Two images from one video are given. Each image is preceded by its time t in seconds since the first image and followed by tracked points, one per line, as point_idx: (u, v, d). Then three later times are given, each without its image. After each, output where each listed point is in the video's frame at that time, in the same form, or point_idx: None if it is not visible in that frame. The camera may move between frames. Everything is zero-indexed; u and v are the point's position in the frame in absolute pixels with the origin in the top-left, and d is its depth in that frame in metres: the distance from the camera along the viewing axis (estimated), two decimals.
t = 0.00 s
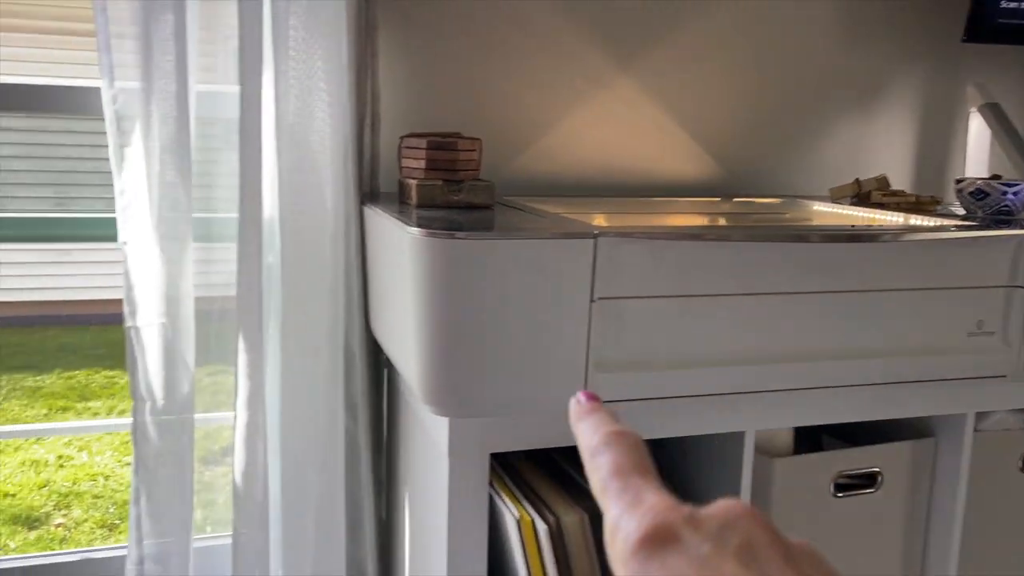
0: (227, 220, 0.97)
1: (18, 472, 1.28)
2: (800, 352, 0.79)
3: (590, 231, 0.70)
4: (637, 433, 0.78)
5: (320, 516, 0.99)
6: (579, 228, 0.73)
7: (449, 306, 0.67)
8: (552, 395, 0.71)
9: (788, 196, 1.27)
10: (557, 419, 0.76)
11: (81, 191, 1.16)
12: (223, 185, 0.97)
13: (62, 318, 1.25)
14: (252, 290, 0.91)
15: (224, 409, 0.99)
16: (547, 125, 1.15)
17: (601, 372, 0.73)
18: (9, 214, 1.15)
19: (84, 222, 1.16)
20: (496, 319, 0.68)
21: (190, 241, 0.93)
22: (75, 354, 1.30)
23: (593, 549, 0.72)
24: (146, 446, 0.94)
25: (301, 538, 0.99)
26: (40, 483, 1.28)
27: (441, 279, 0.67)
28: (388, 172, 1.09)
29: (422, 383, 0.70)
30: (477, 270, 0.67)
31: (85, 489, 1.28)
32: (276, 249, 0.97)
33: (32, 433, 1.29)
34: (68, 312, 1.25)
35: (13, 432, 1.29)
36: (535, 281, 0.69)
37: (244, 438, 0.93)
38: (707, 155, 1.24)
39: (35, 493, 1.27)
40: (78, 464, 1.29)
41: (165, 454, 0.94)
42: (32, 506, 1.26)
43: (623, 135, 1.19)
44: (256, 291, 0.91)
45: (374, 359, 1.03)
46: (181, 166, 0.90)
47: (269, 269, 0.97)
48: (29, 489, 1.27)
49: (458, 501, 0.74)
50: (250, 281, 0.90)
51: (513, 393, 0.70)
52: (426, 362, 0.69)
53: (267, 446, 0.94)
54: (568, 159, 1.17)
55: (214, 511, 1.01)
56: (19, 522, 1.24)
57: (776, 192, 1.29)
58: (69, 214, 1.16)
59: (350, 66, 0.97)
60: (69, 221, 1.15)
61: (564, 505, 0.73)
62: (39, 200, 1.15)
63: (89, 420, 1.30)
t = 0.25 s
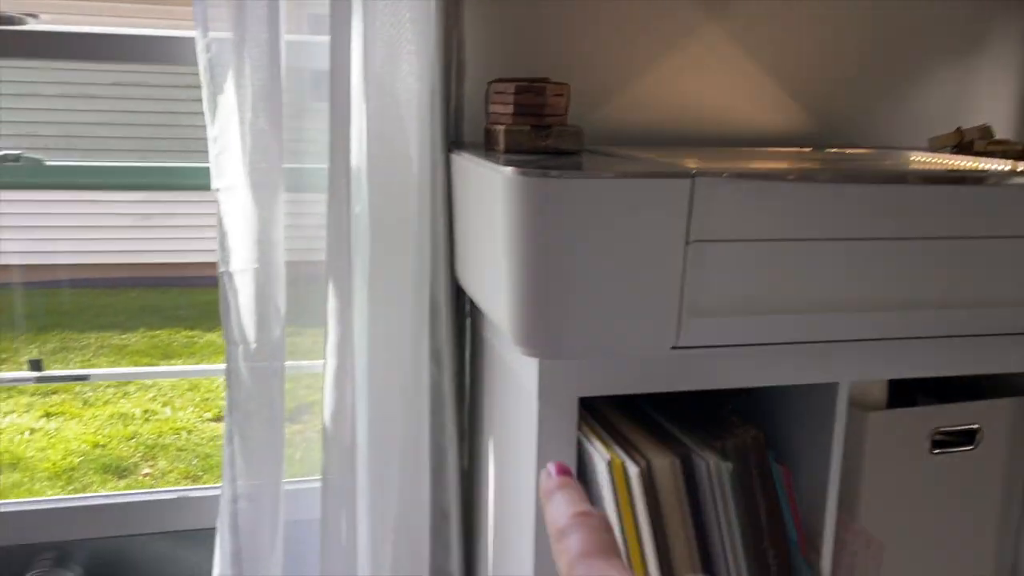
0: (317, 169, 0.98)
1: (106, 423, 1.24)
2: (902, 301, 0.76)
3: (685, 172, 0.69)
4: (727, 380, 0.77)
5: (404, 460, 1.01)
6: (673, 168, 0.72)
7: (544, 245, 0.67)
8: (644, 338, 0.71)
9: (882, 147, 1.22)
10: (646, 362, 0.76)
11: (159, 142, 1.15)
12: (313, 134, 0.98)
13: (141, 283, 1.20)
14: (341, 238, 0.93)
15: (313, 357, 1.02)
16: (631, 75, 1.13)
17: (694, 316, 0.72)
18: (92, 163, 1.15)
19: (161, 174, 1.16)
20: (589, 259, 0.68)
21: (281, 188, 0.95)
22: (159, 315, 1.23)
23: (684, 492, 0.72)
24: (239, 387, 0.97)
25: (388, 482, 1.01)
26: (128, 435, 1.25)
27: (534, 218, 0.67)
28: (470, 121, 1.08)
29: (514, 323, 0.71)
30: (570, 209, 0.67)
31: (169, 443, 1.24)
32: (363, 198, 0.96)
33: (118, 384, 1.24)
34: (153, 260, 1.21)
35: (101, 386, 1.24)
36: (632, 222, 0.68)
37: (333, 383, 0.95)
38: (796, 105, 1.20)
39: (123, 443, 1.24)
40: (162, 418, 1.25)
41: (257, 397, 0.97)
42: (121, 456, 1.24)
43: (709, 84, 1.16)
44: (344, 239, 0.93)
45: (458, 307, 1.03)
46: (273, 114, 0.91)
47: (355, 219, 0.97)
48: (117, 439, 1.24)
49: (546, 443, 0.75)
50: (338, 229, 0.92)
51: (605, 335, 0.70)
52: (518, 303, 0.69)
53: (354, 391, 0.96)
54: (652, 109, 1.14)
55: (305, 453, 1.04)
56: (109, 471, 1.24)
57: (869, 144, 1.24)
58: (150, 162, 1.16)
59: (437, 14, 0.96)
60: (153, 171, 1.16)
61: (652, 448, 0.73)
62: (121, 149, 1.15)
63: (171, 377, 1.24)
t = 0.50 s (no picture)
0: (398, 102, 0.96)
1: (184, 364, 1.29)
2: (1007, 230, 0.72)
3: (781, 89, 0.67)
4: (817, 309, 0.75)
5: (479, 391, 1.02)
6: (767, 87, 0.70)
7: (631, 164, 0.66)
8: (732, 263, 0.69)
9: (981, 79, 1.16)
10: (732, 289, 0.74)
11: (239, 71, 1.19)
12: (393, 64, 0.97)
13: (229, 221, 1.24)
14: (421, 167, 0.92)
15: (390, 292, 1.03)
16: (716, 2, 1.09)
17: (786, 241, 0.70)
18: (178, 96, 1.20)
19: (241, 102, 1.20)
20: (678, 178, 0.67)
21: (360, 117, 0.94)
22: (230, 262, 1.27)
23: (771, 423, 0.70)
24: (320, 316, 0.98)
25: (463, 413, 1.02)
26: (203, 376, 1.29)
27: (624, 135, 0.65)
28: (548, 52, 1.06)
29: (599, 246, 0.69)
30: (660, 126, 0.65)
31: (243, 386, 1.29)
32: (441, 128, 0.97)
33: (194, 329, 1.29)
34: (238, 210, 1.25)
35: (178, 330, 1.28)
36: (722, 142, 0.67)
37: (412, 312, 0.96)
38: (890, 35, 1.15)
39: (199, 384, 1.29)
40: (235, 361, 1.29)
41: (337, 325, 0.98)
42: (197, 396, 1.28)
43: (798, 12, 1.11)
44: (424, 168, 0.93)
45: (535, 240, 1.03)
46: (353, 42, 0.91)
47: (433, 148, 0.97)
48: (193, 379, 1.29)
49: (626, 369, 0.75)
50: (418, 157, 0.92)
51: (693, 259, 0.69)
52: (604, 224, 0.68)
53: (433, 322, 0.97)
54: (737, 39, 1.11)
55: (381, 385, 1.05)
56: (187, 410, 1.28)
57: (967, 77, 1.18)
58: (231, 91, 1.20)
59: None
60: (233, 101, 1.20)
61: (740, 377, 0.71)
62: (204, 78, 1.19)
63: (245, 324, 1.29)
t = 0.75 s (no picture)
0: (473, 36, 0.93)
1: (245, 309, 1.32)
2: None
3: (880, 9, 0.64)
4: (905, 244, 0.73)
5: (547, 327, 1.02)
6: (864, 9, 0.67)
7: (719, 90, 0.65)
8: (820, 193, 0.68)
9: None
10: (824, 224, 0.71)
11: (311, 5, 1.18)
12: None
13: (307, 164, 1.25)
14: (493, 98, 0.91)
15: (461, 230, 1.01)
16: None
17: (879, 171, 0.68)
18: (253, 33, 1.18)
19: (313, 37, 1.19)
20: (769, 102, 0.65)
21: (436, 49, 0.93)
22: (288, 211, 1.28)
23: (854, 359, 0.69)
24: (391, 249, 0.98)
25: (530, 349, 1.02)
26: (264, 320, 1.32)
27: (714, 58, 0.64)
28: None
29: (683, 174, 0.68)
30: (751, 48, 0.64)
31: (302, 330, 1.31)
32: (516, 62, 0.93)
33: (254, 275, 1.31)
34: (312, 159, 1.25)
35: (238, 276, 1.31)
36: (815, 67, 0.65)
37: (483, 247, 0.95)
38: None
39: (260, 328, 1.31)
40: (295, 307, 1.32)
41: (406, 257, 0.99)
42: (258, 339, 1.31)
43: None
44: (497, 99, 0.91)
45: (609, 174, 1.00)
46: None
47: (508, 83, 0.94)
48: (254, 324, 1.31)
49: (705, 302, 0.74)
50: (491, 89, 0.91)
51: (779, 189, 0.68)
52: (691, 152, 0.67)
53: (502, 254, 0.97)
54: None
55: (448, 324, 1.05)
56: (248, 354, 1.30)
57: None
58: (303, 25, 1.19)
59: None
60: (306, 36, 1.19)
61: (824, 310, 0.70)
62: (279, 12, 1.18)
63: (302, 272, 1.32)
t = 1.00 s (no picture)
0: None
1: (283, 270, 1.30)
2: None
3: None
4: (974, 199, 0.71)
5: (597, 283, 1.01)
6: None
7: (790, 35, 0.63)
8: (886, 144, 0.67)
9: None
10: (890, 177, 0.70)
11: None
12: None
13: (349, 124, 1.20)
14: (548, 49, 0.90)
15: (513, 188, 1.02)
16: None
17: (949, 122, 0.67)
18: None
19: None
20: (840, 50, 0.64)
21: None
22: (325, 174, 1.23)
23: (920, 313, 0.67)
24: (442, 202, 0.98)
25: (578, 304, 1.02)
26: (302, 281, 1.30)
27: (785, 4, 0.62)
28: None
29: (747, 125, 0.67)
30: None
31: (339, 292, 1.30)
32: (571, 15, 0.93)
33: (292, 237, 1.29)
34: (356, 120, 1.20)
35: (277, 237, 1.29)
36: (889, 12, 0.63)
37: (534, 201, 0.95)
38: None
39: (298, 289, 1.30)
40: (332, 268, 1.31)
41: (457, 212, 0.99)
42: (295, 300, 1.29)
43: None
44: (552, 50, 0.90)
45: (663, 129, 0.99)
46: None
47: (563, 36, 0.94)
48: (293, 284, 1.30)
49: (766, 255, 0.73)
50: (546, 41, 0.89)
51: (846, 139, 0.67)
52: (758, 100, 0.65)
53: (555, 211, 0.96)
54: None
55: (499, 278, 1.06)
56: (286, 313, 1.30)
57: None
58: None
59: None
60: None
61: (889, 265, 0.68)
62: None
63: (340, 234, 1.29)
